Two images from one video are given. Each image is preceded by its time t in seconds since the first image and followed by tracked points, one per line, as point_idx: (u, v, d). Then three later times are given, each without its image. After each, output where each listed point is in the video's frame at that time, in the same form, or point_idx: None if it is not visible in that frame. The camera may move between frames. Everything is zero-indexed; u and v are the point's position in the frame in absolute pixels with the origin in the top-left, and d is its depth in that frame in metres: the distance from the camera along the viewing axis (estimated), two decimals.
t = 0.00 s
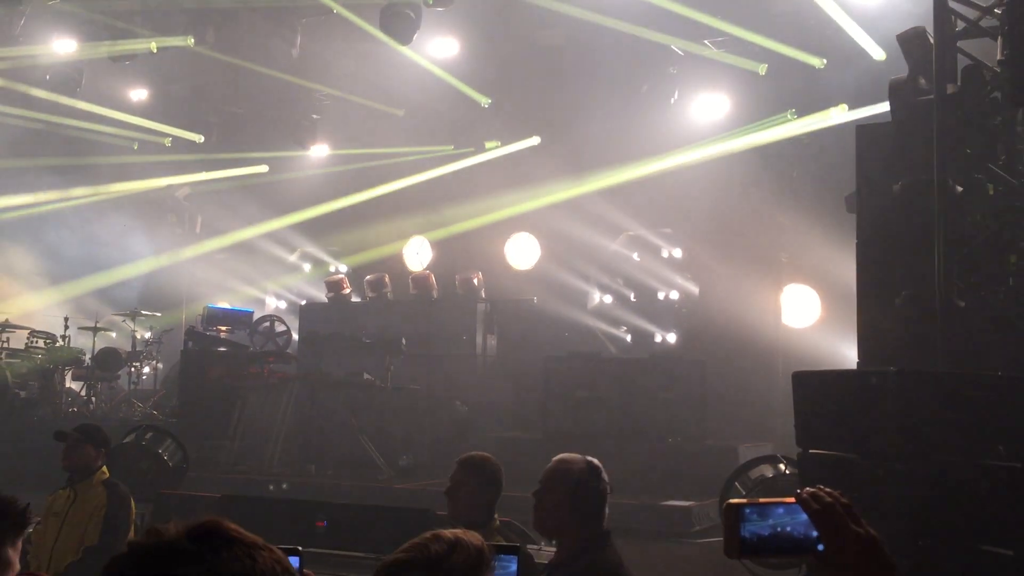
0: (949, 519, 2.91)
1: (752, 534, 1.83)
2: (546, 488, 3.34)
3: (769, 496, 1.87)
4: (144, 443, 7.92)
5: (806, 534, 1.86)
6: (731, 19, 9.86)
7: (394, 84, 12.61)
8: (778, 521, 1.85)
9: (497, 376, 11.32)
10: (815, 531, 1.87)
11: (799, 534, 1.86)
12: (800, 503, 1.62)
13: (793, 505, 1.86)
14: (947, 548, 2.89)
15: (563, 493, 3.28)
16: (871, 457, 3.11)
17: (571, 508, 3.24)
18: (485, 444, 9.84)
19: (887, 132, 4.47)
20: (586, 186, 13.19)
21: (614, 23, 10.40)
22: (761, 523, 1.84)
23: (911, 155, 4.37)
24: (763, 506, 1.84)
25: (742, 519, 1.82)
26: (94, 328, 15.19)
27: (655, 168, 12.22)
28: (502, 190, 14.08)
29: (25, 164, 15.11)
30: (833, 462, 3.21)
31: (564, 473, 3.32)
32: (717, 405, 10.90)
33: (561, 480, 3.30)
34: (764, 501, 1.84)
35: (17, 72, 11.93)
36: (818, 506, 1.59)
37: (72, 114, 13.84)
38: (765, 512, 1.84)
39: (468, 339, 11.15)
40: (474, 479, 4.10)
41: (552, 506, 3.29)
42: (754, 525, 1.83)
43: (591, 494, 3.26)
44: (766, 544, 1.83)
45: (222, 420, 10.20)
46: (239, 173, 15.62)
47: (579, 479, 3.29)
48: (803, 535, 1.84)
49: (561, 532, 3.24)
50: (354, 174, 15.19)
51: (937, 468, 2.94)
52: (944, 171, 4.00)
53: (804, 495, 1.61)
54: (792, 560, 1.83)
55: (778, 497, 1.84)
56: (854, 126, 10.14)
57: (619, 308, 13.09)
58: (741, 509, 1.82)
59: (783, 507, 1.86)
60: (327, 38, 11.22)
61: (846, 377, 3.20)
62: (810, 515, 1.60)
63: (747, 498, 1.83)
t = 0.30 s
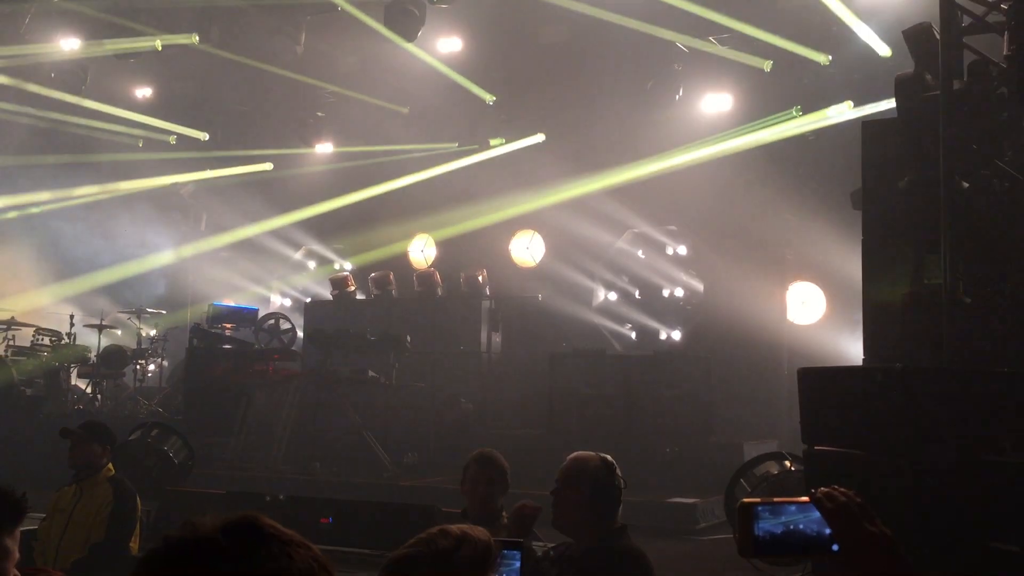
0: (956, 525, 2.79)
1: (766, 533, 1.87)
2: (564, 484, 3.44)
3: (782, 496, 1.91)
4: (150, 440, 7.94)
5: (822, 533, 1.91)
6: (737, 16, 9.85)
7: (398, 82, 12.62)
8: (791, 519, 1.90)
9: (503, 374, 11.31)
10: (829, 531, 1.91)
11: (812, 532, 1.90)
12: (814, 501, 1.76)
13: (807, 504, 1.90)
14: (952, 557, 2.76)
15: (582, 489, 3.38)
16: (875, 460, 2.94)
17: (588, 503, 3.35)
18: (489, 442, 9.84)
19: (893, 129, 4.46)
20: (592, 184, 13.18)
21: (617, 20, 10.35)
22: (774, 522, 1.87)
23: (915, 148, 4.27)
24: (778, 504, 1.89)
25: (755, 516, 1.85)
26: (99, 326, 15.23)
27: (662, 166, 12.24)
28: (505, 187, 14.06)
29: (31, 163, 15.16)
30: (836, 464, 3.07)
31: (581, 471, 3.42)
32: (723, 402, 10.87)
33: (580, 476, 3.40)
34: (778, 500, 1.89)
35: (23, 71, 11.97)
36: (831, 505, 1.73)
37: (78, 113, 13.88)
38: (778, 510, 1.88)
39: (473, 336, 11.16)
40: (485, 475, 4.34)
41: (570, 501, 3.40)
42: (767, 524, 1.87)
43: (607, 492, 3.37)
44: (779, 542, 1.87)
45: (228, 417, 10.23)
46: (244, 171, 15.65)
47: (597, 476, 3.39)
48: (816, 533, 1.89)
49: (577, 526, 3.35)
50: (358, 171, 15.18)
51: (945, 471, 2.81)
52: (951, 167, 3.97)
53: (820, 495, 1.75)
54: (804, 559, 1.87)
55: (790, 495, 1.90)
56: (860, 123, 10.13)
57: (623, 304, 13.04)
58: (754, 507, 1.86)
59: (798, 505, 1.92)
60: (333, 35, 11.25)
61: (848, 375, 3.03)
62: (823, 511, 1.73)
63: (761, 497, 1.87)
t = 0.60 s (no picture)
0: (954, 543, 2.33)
1: (764, 529, 1.89)
2: (570, 488, 3.42)
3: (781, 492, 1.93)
4: (151, 439, 7.95)
5: (816, 530, 1.94)
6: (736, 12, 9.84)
7: (397, 79, 12.61)
8: (788, 517, 1.92)
9: (503, 371, 11.32)
10: (826, 528, 1.94)
11: (809, 529, 1.92)
12: (814, 501, 1.77)
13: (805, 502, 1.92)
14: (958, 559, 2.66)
15: (590, 490, 3.37)
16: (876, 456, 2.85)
17: (598, 505, 3.34)
18: (490, 439, 9.85)
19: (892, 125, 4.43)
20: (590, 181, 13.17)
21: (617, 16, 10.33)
22: (772, 519, 1.89)
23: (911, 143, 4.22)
24: (775, 502, 1.90)
25: (753, 513, 1.87)
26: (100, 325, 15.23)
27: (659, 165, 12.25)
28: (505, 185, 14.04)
29: (30, 162, 15.14)
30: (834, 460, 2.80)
31: (585, 473, 3.39)
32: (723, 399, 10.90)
33: (586, 478, 3.38)
34: (776, 497, 1.90)
35: (21, 71, 11.95)
36: (831, 504, 1.75)
37: (76, 112, 13.87)
38: (778, 508, 1.90)
39: (473, 334, 11.15)
40: (488, 473, 4.35)
41: (579, 504, 3.39)
42: (766, 521, 1.89)
43: (616, 491, 3.36)
44: (777, 538, 1.89)
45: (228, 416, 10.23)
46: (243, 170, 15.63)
47: (603, 476, 3.37)
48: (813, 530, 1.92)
49: (589, 528, 3.36)
50: (356, 168, 15.15)
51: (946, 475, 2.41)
52: (951, 163, 3.94)
53: (818, 495, 1.76)
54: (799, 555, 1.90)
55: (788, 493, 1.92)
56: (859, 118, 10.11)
57: (622, 302, 13.78)
58: (753, 504, 1.87)
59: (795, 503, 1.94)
60: (332, 34, 11.26)
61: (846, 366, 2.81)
62: (823, 511, 1.75)
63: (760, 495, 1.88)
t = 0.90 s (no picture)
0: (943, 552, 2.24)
1: (745, 523, 1.99)
2: (587, 486, 3.49)
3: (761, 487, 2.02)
4: (143, 436, 7.93)
5: (796, 522, 2.03)
6: (727, 8, 9.87)
7: (389, 75, 12.60)
8: (770, 510, 2.01)
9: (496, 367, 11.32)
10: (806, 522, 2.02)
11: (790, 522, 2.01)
12: (791, 495, 1.82)
13: (785, 497, 2.00)
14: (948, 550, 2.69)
15: (606, 486, 3.44)
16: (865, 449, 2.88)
17: (615, 502, 3.41)
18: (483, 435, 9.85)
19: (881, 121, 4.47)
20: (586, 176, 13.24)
21: (609, 11, 10.34)
22: (752, 513, 1.99)
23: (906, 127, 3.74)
24: (757, 497, 2.00)
25: (732, 507, 1.97)
26: (90, 322, 15.17)
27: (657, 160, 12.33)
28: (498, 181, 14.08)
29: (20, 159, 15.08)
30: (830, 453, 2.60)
31: (602, 470, 3.47)
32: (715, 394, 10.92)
33: (603, 475, 3.45)
34: (755, 493, 2.00)
35: (11, 67, 11.89)
36: (807, 499, 1.78)
37: (66, 109, 13.80)
38: (758, 502, 1.99)
39: (465, 331, 11.11)
40: (481, 466, 4.37)
41: (595, 501, 3.45)
42: (746, 515, 1.99)
43: (632, 488, 3.42)
44: (757, 531, 1.99)
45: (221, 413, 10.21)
46: (234, 167, 15.58)
47: (620, 473, 3.44)
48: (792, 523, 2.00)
49: (606, 525, 3.41)
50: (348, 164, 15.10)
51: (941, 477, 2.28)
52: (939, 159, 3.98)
53: (794, 489, 1.81)
54: (778, 547, 2.00)
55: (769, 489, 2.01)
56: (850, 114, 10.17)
57: (614, 296, 13.33)
58: (731, 499, 1.97)
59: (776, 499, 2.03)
60: (324, 29, 11.23)
61: (840, 361, 2.58)
62: (800, 506, 1.79)
63: (739, 491, 1.98)
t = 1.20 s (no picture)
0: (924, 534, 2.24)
1: (730, 518, 2.07)
2: (593, 481, 3.51)
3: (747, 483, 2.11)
4: (132, 431, 7.90)
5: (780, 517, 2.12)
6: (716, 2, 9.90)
7: (378, 68, 12.56)
8: (755, 505, 2.11)
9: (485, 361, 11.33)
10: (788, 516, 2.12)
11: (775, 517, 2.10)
12: (775, 489, 1.90)
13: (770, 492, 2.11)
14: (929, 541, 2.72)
15: (613, 481, 3.47)
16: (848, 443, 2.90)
17: (623, 496, 3.44)
18: (472, 428, 9.86)
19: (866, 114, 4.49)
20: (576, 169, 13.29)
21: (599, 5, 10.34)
22: (737, 508, 2.07)
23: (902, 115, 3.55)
24: (742, 492, 2.09)
25: (719, 503, 2.05)
26: (78, 317, 15.09)
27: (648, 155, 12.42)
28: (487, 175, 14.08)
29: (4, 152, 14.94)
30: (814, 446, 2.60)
31: (608, 465, 3.50)
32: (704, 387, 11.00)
33: (609, 469, 3.48)
34: (740, 489, 2.09)
35: None
36: (790, 492, 1.87)
37: (52, 102, 13.69)
38: (743, 497, 2.08)
39: (454, 324, 11.10)
40: (469, 458, 4.38)
41: (601, 497, 3.47)
42: (732, 510, 2.07)
43: (640, 482, 3.47)
44: (743, 526, 2.07)
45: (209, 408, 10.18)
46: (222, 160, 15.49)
47: (626, 467, 3.48)
48: (777, 517, 2.10)
49: (613, 520, 3.43)
50: (336, 158, 15.04)
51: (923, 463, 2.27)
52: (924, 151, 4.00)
53: (779, 483, 1.89)
54: (762, 542, 2.08)
55: (754, 485, 2.10)
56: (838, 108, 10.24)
57: (604, 290, 13.71)
58: (718, 495, 2.06)
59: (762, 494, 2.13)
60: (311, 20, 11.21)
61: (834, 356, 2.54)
62: (784, 499, 1.87)
63: (725, 486, 2.07)
